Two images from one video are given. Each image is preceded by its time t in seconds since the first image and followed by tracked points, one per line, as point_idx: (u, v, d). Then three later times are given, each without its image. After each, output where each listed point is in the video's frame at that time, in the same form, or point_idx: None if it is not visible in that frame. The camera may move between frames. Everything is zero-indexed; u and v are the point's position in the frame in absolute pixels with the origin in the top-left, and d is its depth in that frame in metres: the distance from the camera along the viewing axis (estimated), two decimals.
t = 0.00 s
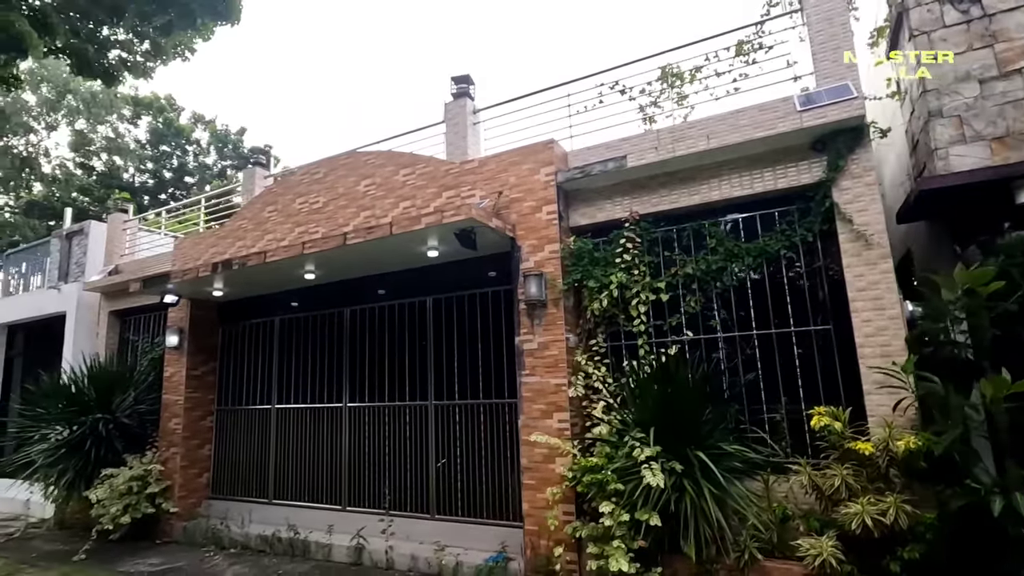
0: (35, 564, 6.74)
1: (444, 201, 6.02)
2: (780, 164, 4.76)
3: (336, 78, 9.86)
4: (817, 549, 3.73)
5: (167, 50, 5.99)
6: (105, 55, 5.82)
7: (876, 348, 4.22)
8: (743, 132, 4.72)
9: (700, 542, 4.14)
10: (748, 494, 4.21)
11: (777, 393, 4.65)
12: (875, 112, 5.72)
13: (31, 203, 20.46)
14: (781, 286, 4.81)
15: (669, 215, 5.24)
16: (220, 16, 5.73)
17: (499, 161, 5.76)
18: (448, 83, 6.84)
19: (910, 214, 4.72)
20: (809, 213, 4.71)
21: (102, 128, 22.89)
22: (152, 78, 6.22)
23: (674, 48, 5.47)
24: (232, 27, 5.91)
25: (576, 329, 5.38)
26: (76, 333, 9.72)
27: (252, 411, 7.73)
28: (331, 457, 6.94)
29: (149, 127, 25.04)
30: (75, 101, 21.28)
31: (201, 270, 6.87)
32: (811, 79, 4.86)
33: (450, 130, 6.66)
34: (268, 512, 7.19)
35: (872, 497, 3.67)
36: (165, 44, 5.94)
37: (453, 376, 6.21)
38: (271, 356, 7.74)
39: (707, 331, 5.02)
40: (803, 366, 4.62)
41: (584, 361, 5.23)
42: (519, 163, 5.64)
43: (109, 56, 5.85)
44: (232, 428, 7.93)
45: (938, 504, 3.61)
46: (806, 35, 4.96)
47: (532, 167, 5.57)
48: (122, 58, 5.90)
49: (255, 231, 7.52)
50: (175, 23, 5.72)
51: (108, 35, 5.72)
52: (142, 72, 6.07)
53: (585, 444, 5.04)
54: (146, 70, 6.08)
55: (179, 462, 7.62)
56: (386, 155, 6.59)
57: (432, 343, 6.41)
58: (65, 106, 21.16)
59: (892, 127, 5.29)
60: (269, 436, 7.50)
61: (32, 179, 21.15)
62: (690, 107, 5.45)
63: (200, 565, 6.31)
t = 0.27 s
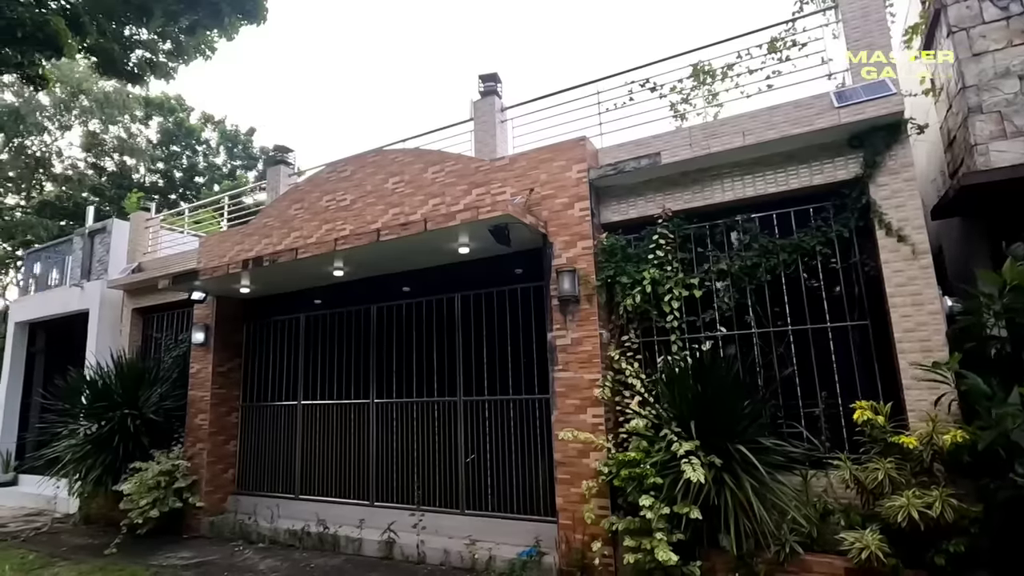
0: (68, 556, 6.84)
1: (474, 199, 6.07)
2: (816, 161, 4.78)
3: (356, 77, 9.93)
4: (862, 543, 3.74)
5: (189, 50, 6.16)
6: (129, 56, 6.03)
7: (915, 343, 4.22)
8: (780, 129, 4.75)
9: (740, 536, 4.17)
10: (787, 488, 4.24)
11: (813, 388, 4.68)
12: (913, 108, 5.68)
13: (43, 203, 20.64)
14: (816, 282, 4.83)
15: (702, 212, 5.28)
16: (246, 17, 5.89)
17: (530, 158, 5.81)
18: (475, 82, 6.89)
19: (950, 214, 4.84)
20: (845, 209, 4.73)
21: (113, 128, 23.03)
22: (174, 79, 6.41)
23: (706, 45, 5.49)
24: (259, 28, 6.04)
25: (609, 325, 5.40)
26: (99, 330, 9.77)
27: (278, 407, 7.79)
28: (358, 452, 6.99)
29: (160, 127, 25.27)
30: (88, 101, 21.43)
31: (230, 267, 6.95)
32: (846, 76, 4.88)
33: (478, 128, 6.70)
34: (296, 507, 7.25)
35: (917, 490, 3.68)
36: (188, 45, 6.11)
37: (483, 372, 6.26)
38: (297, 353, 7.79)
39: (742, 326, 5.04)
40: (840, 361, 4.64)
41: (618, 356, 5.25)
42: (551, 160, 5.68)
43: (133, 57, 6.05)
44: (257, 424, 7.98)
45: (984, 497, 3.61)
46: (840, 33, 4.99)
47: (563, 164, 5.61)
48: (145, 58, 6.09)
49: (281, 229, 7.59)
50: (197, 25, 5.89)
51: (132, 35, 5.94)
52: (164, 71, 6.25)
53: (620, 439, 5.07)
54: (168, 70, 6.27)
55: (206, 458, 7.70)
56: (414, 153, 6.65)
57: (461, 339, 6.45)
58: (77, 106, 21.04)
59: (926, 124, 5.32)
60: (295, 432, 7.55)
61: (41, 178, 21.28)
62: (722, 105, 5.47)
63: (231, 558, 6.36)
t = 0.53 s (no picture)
0: (100, 556, 6.93)
1: (503, 202, 6.13)
2: (849, 164, 4.81)
3: (375, 81, 10.01)
4: (904, 544, 3.78)
5: (210, 53, 6.13)
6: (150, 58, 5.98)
7: (952, 345, 4.26)
8: (814, 133, 4.78)
9: (779, 537, 4.21)
10: (825, 489, 4.27)
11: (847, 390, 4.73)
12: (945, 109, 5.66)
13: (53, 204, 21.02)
14: (850, 284, 4.88)
15: (733, 215, 5.31)
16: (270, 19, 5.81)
17: (560, 162, 5.86)
18: (501, 85, 6.94)
19: (967, 218, 4.95)
20: (878, 212, 4.76)
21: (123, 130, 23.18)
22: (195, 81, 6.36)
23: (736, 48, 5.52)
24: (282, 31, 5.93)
25: (640, 326, 5.45)
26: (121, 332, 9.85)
27: (303, 408, 7.86)
28: (385, 452, 7.05)
29: (168, 128, 25.42)
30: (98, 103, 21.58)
31: (259, 270, 7.03)
32: (879, 80, 4.92)
33: (505, 131, 6.76)
34: (323, 507, 7.31)
35: (960, 492, 3.71)
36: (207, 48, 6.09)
37: (511, 374, 6.31)
38: (322, 355, 7.87)
39: (774, 328, 5.08)
40: (874, 363, 4.69)
41: (650, 358, 5.29)
42: (581, 164, 5.73)
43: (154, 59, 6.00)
44: (283, 425, 8.05)
45: None
46: (872, 36, 5.03)
47: (593, 168, 5.66)
48: (166, 61, 6.04)
49: (307, 231, 7.66)
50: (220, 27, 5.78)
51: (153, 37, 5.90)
52: (185, 74, 6.20)
53: (653, 440, 5.12)
54: (190, 73, 6.22)
55: (233, 458, 7.77)
56: (441, 156, 6.71)
57: (489, 341, 6.51)
58: (88, 107, 21.21)
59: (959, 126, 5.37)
60: (321, 432, 7.61)
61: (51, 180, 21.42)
62: (751, 108, 5.51)
63: (263, 557, 6.43)
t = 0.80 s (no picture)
0: (127, 550, 7.00)
1: (528, 199, 6.14)
2: (882, 161, 4.79)
3: (392, 80, 10.04)
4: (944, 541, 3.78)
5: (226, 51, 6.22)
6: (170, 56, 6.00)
7: (988, 342, 4.23)
8: (846, 129, 4.76)
9: (814, 533, 4.21)
10: (861, 486, 4.27)
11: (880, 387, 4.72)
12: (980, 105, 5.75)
13: (65, 203, 21.10)
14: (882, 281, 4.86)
15: (763, 212, 5.31)
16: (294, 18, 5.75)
17: (587, 159, 5.86)
18: (524, 83, 6.95)
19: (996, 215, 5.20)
20: (911, 209, 4.74)
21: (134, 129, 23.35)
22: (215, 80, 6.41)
23: (765, 45, 5.51)
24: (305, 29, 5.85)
25: (669, 323, 5.45)
26: (143, 329, 9.94)
27: (326, 405, 7.91)
28: (409, 449, 7.09)
29: (178, 127, 25.60)
30: (110, 102, 21.76)
31: (283, 267, 7.08)
32: (911, 76, 4.91)
33: (529, 129, 6.77)
34: (346, 503, 7.35)
35: (1001, 489, 3.70)
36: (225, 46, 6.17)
37: (537, 371, 6.33)
38: (345, 352, 7.92)
39: (804, 325, 5.08)
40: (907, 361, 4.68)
41: (679, 355, 5.29)
42: (608, 161, 5.73)
43: (174, 58, 6.03)
44: (305, 421, 8.11)
45: None
46: (904, 32, 5.02)
47: (621, 165, 5.66)
48: (186, 60, 6.08)
49: (329, 229, 7.70)
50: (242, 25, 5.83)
51: (172, 35, 5.92)
52: (205, 73, 6.24)
53: (683, 437, 5.12)
54: (210, 72, 6.27)
55: (256, 455, 7.82)
56: (465, 154, 6.73)
57: (513, 338, 6.53)
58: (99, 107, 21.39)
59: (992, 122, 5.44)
60: (344, 429, 7.66)
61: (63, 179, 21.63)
62: (781, 105, 5.50)
63: (289, 553, 6.49)
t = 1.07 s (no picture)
0: (146, 546, 6.99)
1: (551, 194, 6.13)
2: (911, 153, 4.79)
3: (404, 77, 10.04)
4: (982, 532, 3.79)
5: (239, 49, 6.32)
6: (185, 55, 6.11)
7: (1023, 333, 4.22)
8: (876, 122, 4.76)
9: (848, 525, 4.21)
10: (895, 478, 4.26)
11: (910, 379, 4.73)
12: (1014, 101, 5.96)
13: (68, 203, 21.07)
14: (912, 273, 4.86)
15: (789, 205, 5.30)
16: (311, 14, 6.01)
17: (611, 153, 5.85)
18: (545, 78, 6.94)
19: None
20: (941, 201, 4.73)
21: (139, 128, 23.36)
22: (228, 77, 6.51)
23: (791, 39, 5.51)
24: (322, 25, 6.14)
25: (694, 317, 5.45)
26: (156, 326, 9.91)
27: (343, 401, 7.90)
28: (429, 444, 7.08)
29: (183, 126, 25.70)
30: (115, 101, 21.77)
31: (302, 262, 7.06)
32: (938, 69, 4.95)
33: (549, 124, 6.77)
34: (365, 499, 7.33)
35: None
36: (238, 44, 6.27)
37: (559, 366, 6.33)
38: (362, 347, 7.91)
39: (832, 318, 5.07)
40: (938, 353, 4.68)
41: (706, 348, 5.28)
42: (632, 155, 5.73)
43: (188, 55, 6.15)
44: (322, 417, 8.10)
45: None
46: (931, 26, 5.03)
47: (646, 159, 5.66)
48: (200, 57, 6.18)
49: (347, 225, 7.69)
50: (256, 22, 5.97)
51: (187, 33, 6.06)
52: (218, 70, 6.35)
53: (710, 430, 5.12)
54: (223, 70, 6.39)
55: (273, 450, 7.80)
56: (486, 149, 6.72)
57: (535, 333, 6.52)
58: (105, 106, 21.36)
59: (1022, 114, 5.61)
60: (362, 425, 7.65)
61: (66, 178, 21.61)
62: (806, 99, 5.50)
63: (311, 548, 6.47)
